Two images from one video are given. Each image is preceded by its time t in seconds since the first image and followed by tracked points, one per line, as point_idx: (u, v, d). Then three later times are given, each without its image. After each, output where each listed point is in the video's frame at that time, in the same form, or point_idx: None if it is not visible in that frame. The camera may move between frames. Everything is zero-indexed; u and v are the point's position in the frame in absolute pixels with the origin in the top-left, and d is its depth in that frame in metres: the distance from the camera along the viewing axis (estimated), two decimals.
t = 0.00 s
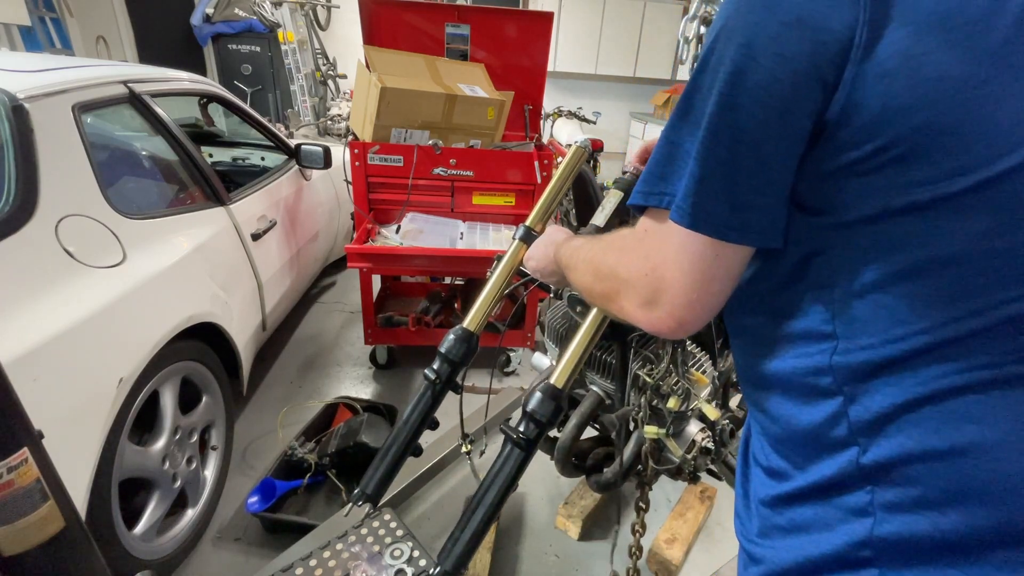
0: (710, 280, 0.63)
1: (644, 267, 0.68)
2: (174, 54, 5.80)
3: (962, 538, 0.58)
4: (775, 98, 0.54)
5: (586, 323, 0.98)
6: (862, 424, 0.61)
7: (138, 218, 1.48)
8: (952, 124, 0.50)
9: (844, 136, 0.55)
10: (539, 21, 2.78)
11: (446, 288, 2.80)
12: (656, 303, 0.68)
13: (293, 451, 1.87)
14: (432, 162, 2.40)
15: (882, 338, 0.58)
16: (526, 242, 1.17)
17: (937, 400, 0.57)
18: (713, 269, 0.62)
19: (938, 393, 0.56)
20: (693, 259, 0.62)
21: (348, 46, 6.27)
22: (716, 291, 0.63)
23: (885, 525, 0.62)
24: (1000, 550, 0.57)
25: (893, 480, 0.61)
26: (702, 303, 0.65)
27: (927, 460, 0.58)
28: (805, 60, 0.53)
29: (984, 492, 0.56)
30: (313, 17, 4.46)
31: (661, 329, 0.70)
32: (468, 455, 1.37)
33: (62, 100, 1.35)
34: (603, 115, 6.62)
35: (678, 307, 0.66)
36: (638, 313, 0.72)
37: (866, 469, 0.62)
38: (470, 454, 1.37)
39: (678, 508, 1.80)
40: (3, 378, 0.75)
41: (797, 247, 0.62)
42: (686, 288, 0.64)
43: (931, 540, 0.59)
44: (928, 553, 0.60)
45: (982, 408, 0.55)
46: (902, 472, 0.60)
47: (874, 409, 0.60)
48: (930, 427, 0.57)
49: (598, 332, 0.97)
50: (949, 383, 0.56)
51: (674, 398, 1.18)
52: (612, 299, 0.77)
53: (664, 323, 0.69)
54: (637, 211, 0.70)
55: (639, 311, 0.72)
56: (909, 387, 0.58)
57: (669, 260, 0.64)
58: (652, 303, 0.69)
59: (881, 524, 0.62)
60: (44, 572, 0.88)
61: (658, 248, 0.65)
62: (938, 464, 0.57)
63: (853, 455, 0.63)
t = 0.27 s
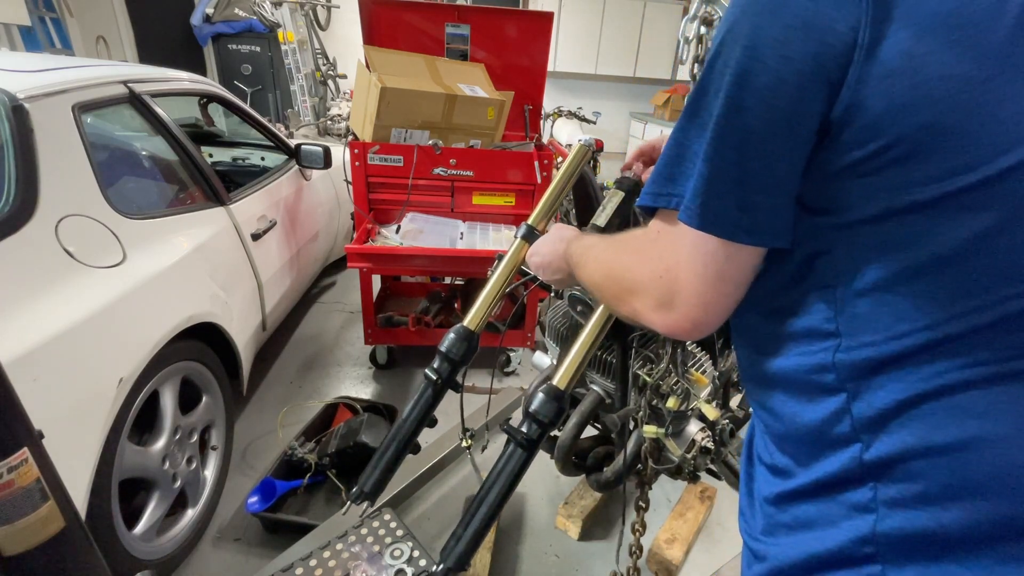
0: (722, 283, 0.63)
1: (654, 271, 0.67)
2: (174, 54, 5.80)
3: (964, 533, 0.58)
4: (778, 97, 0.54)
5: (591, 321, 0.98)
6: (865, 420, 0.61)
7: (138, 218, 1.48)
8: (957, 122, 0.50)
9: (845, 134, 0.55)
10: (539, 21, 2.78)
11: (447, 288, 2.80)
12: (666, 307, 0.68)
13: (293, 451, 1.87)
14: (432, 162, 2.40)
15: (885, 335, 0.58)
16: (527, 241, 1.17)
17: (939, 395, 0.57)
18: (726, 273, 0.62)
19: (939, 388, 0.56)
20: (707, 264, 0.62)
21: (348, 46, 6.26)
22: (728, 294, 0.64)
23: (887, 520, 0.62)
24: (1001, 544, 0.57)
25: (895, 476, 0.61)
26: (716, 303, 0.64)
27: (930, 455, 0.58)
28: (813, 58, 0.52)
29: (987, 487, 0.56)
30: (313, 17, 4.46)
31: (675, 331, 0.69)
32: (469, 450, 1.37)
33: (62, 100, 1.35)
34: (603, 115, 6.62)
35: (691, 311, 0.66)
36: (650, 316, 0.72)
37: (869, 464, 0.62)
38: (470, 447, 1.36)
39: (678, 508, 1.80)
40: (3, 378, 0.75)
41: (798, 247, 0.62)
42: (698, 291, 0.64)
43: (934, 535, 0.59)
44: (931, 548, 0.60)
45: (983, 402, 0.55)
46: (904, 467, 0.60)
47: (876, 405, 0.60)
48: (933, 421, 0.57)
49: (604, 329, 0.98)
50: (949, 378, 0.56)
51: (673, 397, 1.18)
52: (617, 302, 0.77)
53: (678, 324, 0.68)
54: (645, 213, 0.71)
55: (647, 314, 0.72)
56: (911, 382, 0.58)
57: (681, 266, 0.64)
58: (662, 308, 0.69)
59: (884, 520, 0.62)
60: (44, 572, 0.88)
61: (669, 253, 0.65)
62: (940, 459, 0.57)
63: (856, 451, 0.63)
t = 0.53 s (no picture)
0: (734, 272, 0.62)
1: (664, 259, 0.67)
2: (174, 54, 5.80)
3: (975, 529, 0.59)
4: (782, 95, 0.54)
5: (595, 315, 0.98)
6: (877, 420, 0.61)
7: (139, 218, 1.48)
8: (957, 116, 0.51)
9: (853, 129, 0.55)
10: (539, 21, 2.78)
11: (447, 288, 2.80)
12: (675, 295, 0.67)
13: (293, 451, 1.87)
14: (432, 162, 2.40)
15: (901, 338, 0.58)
16: (527, 240, 1.17)
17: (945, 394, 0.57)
18: (738, 262, 0.61)
19: (946, 388, 0.57)
20: (721, 250, 0.61)
21: (348, 46, 6.26)
22: (739, 285, 0.63)
23: (897, 521, 0.62)
24: (1004, 540, 0.58)
25: (903, 475, 0.61)
26: (727, 281, 0.62)
27: (939, 455, 0.58)
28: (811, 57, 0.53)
29: (997, 485, 0.56)
30: (313, 17, 4.46)
31: (687, 314, 0.67)
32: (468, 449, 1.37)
33: (62, 100, 1.35)
34: (603, 115, 6.62)
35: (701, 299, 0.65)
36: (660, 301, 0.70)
37: (879, 464, 0.63)
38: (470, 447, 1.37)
39: (678, 508, 1.80)
40: (3, 378, 0.75)
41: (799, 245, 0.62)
42: (709, 281, 0.63)
43: (944, 533, 0.60)
44: (940, 545, 0.61)
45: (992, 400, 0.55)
46: (915, 468, 0.60)
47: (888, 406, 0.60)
48: (942, 423, 0.57)
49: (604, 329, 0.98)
50: (957, 378, 0.56)
51: (670, 397, 1.15)
52: (623, 290, 0.76)
53: (689, 306, 0.66)
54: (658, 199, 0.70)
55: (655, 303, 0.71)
56: (920, 385, 0.58)
57: (692, 253, 0.63)
58: (670, 297, 0.68)
59: (892, 520, 0.63)
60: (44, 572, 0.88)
61: (681, 239, 0.64)
62: (948, 457, 0.58)
63: (866, 451, 0.63)
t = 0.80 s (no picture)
0: (748, 217, 0.62)
1: (676, 207, 0.66)
2: (174, 54, 5.79)
3: (969, 493, 0.59)
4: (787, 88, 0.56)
5: (597, 309, 0.99)
6: (877, 383, 0.61)
7: (138, 218, 1.48)
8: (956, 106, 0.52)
9: (863, 123, 0.57)
10: (539, 21, 2.78)
11: (446, 288, 2.80)
12: (686, 244, 0.67)
13: (293, 451, 1.87)
14: (432, 162, 2.40)
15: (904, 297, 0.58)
16: (527, 240, 1.17)
17: (944, 355, 0.57)
18: (752, 207, 0.61)
19: (944, 349, 0.57)
20: (735, 193, 0.61)
21: (348, 46, 6.26)
22: (753, 231, 0.63)
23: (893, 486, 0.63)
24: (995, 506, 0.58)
25: (900, 440, 0.61)
26: (746, 224, 0.62)
27: (937, 417, 0.58)
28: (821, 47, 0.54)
29: (999, 448, 0.57)
30: (313, 17, 4.46)
31: (704, 262, 0.66)
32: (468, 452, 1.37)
33: (62, 100, 1.35)
34: (603, 115, 6.62)
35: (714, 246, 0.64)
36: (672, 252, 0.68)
37: (878, 429, 0.63)
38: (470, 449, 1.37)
39: (678, 508, 1.80)
40: (3, 378, 0.75)
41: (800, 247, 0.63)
42: (724, 225, 0.63)
43: (939, 497, 0.60)
44: (937, 509, 0.60)
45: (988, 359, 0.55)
46: (912, 431, 0.60)
47: (888, 368, 0.60)
48: (942, 384, 0.58)
49: (604, 325, 0.98)
50: (956, 339, 0.56)
51: (671, 398, 1.18)
52: (630, 248, 0.75)
53: (706, 253, 0.65)
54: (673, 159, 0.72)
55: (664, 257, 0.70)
56: (920, 344, 0.58)
57: (707, 196, 0.63)
58: (680, 246, 0.67)
59: (888, 485, 0.63)
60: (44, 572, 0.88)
61: (693, 185, 0.64)
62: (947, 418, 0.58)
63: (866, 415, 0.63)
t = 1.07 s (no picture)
0: (768, 137, 0.60)
1: (692, 132, 0.64)
2: (174, 55, 5.79)
3: (970, 431, 0.59)
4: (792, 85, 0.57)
5: (604, 292, 0.99)
6: (884, 324, 0.61)
7: (138, 218, 1.48)
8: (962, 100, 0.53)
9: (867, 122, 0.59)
10: (539, 21, 2.78)
11: (446, 288, 2.80)
12: (703, 171, 0.64)
13: (293, 451, 1.87)
14: (432, 162, 2.40)
15: (913, 234, 0.58)
16: (527, 239, 1.17)
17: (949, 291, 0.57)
18: (773, 126, 0.60)
19: (950, 287, 0.57)
20: (757, 111, 0.60)
21: (349, 46, 6.26)
22: (773, 155, 0.61)
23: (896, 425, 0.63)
24: (993, 445, 0.58)
25: (904, 381, 0.61)
26: (759, 153, 0.61)
27: (941, 356, 0.59)
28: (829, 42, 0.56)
29: (1002, 389, 0.57)
30: (313, 17, 4.47)
31: (708, 189, 0.64)
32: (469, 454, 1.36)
33: (62, 100, 1.35)
34: (603, 115, 6.62)
35: (734, 167, 0.62)
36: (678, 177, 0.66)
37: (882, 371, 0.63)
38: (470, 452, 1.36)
39: (678, 508, 1.80)
40: (2, 379, 0.75)
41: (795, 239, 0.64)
42: (745, 145, 0.61)
43: (939, 436, 0.60)
44: (937, 447, 0.61)
45: (994, 294, 0.55)
46: (917, 370, 0.60)
47: (895, 306, 0.60)
48: (948, 321, 0.58)
49: (605, 320, 0.98)
50: (961, 275, 0.56)
51: (676, 397, 1.20)
52: (637, 188, 0.72)
53: (714, 180, 0.64)
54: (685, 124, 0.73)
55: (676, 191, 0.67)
56: (925, 281, 0.58)
57: (727, 117, 0.61)
58: (697, 173, 0.64)
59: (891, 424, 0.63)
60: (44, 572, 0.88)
61: (712, 107, 0.62)
62: (952, 356, 0.58)
63: (872, 356, 0.63)
